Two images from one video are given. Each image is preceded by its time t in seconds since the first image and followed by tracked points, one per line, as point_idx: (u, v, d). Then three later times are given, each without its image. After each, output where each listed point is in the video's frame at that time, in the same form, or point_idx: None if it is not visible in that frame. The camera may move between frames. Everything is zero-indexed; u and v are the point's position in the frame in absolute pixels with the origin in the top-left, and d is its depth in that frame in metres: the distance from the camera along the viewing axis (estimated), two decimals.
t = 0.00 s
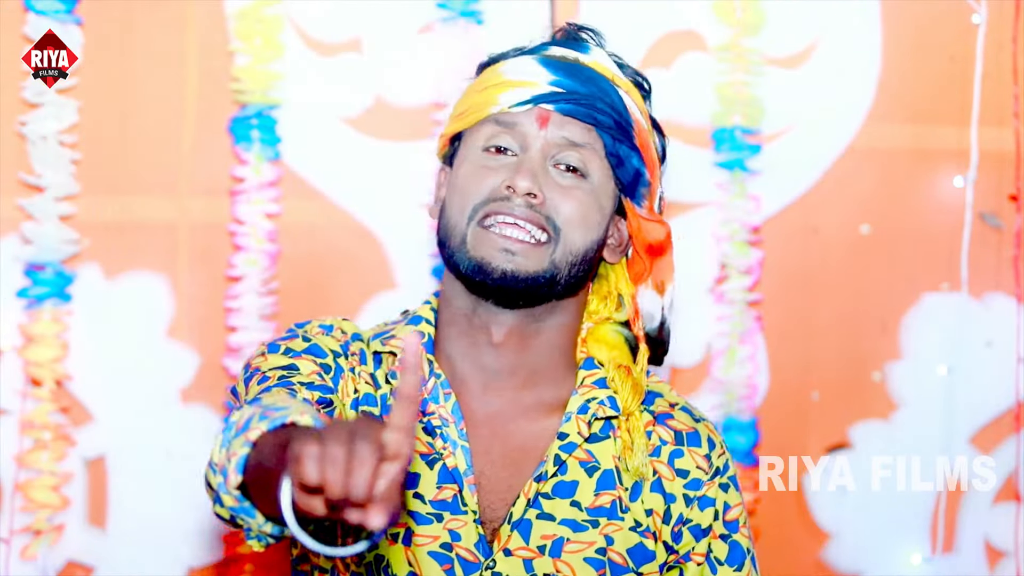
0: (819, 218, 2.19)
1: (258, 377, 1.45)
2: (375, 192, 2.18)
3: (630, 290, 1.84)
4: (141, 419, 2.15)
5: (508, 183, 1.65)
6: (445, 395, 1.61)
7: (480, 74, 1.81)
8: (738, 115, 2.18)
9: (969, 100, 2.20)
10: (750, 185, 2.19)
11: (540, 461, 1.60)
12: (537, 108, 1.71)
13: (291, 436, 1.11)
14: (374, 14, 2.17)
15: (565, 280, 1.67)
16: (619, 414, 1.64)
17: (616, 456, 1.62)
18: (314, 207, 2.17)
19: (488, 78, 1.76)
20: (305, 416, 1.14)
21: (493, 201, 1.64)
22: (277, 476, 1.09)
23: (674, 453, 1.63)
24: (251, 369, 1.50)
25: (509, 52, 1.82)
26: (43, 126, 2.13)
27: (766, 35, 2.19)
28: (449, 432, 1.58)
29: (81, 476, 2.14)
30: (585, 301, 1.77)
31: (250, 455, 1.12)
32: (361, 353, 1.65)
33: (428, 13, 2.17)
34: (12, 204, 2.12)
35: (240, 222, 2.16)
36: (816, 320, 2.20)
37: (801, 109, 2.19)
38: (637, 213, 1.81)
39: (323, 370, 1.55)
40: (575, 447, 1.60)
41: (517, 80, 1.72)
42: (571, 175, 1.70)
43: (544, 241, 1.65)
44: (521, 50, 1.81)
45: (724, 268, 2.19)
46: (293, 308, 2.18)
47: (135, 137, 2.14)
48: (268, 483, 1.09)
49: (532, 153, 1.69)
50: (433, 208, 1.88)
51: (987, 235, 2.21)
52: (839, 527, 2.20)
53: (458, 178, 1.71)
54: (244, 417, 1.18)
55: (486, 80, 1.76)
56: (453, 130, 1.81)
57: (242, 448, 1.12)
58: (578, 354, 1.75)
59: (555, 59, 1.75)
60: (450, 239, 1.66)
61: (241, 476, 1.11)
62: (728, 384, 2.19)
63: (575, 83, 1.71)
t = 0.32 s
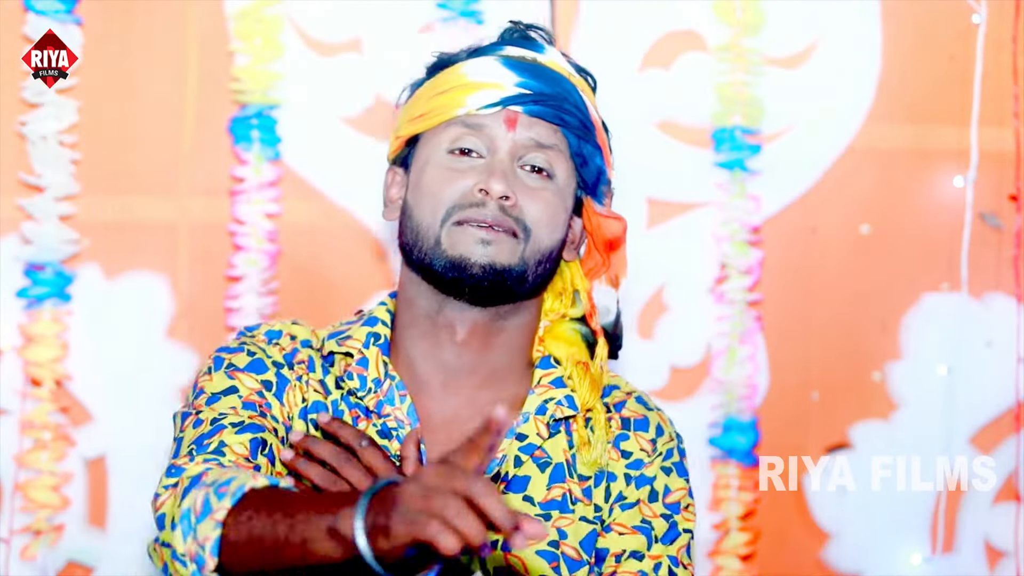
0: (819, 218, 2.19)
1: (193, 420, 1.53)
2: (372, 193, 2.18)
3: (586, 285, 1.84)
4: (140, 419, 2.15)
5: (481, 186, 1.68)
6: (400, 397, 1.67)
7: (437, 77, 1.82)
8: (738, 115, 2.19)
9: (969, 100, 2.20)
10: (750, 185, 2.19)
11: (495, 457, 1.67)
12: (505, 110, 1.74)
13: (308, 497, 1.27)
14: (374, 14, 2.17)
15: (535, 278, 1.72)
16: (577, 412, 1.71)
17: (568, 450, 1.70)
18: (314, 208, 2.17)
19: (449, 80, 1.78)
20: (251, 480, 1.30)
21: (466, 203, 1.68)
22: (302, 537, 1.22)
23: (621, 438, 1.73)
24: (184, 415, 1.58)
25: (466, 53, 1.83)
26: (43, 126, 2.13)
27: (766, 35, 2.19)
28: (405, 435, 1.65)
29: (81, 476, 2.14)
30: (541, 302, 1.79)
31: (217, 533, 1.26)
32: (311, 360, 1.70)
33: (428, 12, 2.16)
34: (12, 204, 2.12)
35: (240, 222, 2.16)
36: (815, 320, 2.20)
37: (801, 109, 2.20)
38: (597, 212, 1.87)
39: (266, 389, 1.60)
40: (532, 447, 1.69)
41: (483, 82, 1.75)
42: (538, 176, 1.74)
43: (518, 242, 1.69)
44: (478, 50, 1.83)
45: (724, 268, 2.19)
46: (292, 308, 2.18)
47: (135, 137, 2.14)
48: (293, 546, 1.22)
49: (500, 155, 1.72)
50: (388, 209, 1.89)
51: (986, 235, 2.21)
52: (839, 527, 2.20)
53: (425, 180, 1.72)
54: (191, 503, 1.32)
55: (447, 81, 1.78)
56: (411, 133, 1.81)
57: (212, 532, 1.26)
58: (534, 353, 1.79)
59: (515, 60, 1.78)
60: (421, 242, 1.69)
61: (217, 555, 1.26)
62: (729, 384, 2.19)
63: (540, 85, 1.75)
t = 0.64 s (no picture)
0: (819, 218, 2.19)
1: (180, 455, 1.55)
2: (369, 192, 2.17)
3: (547, 279, 1.86)
4: (139, 419, 2.14)
5: (431, 181, 1.68)
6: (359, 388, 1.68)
7: (387, 75, 1.81)
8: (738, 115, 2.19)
9: (968, 100, 2.20)
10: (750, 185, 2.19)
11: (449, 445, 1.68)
12: (454, 104, 1.72)
13: (384, 504, 1.44)
14: (374, 14, 2.17)
15: (489, 273, 1.72)
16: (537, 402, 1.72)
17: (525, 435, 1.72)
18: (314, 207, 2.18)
19: (399, 78, 1.76)
20: (307, 520, 1.43)
21: (417, 199, 1.68)
22: (420, 542, 1.42)
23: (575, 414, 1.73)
24: (168, 439, 1.59)
25: (416, 50, 1.81)
26: (43, 126, 2.13)
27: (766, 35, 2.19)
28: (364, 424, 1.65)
29: (81, 476, 2.14)
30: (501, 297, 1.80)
31: None
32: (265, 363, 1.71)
33: (428, 12, 2.16)
34: (12, 204, 2.12)
35: (240, 222, 2.16)
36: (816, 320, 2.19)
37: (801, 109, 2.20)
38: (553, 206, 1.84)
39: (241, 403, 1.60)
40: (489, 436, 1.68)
41: (431, 78, 1.73)
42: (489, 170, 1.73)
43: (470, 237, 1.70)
44: (427, 46, 1.80)
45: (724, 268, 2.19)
46: (292, 308, 2.18)
47: (134, 137, 2.14)
48: (411, 556, 1.42)
49: (451, 150, 1.71)
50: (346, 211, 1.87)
51: (986, 235, 2.21)
52: (839, 527, 2.20)
53: (377, 178, 1.72)
54: (250, 563, 1.42)
55: (397, 79, 1.76)
56: (364, 132, 1.79)
57: None
58: (495, 344, 1.80)
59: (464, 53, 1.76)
60: (376, 240, 1.70)
61: None
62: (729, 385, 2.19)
63: (489, 77, 1.73)
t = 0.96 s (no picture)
0: (818, 218, 2.19)
1: (176, 444, 1.53)
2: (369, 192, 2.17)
3: (529, 275, 1.86)
4: (140, 418, 2.14)
5: (414, 183, 1.66)
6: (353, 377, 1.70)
7: (375, 67, 1.77)
8: (738, 115, 2.19)
9: (969, 100, 2.20)
10: (750, 185, 2.19)
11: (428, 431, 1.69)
12: (440, 105, 1.69)
13: (374, 477, 1.44)
14: (373, 14, 2.17)
15: (468, 277, 1.71)
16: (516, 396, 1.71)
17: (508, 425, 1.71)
18: (312, 207, 2.18)
19: (386, 73, 1.73)
20: (307, 496, 1.41)
21: (398, 202, 1.67)
22: (416, 512, 1.42)
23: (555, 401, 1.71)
24: (162, 429, 1.57)
25: (405, 44, 1.77)
26: (43, 126, 2.13)
27: (766, 35, 2.19)
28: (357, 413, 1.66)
29: (81, 476, 2.14)
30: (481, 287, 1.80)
31: (318, 555, 1.38)
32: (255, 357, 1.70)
33: (427, 12, 2.16)
34: (12, 204, 2.13)
35: (240, 222, 2.16)
36: (813, 320, 2.19)
37: (801, 108, 2.19)
38: (533, 207, 1.81)
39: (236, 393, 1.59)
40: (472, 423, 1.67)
41: (419, 77, 1.70)
42: (474, 173, 1.71)
43: (450, 241, 1.68)
44: (417, 41, 1.76)
45: (724, 268, 2.19)
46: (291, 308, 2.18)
47: (133, 136, 2.14)
48: (408, 527, 1.42)
49: (435, 151, 1.69)
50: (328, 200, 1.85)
51: (986, 235, 2.21)
52: (839, 527, 2.20)
53: (360, 175, 1.70)
54: (253, 541, 1.40)
55: (384, 74, 1.73)
56: (349, 125, 1.76)
57: (311, 554, 1.38)
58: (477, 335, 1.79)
59: (454, 53, 1.73)
60: (355, 239, 1.69)
61: None
62: (729, 384, 2.19)
63: (477, 80, 1.71)
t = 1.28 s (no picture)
0: (818, 218, 2.19)
1: (188, 441, 1.53)
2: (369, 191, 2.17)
3: (530, 258, 1.79)
4: (140, 418, 2.14)
5: (406, 185, 1.61)
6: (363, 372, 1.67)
7: (353, 68, 1.71)
8: (738, 115, 2.19)
9: (969, 100, 2.20)
10: (750, 185, 2.19)
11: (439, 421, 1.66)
12: (424, 102, 1.64)
13: (382, 468, 1.43)
14: (373, 14, 2.17)
15: (471, 274, 1.67)
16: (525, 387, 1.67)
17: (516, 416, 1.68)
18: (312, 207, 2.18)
19: (365, 74, 1.66)
20: (315, 487, 1.40)
21: (393, 205, 1.62)
22: (423, 501, 1.40)
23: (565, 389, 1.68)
24: (175, 428, 1.58)
25: (382, 41, 1.71)
26: (43, 126, 2.13)
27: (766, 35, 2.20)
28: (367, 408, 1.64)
29: (81, 476, 2.14)
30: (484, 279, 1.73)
31: (326, 543, 1.37)
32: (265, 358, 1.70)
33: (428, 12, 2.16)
34: (12, 204, 2.13)
35: (240, 222, 2.16)
36: (811, 321, 2.20)
37: (801, 109, 2.20)
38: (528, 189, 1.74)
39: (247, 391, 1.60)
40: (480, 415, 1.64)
41: (400, 76, 1.63)
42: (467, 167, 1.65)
43: (448, 239, 1.64)
44: (394, 36, 1.70)
45: (724, 268, 2.19)
46: (291, 308, 2.18)
47: (133, 136, 2.14)
48: (416, 517, 1.40)
49: (425, 149, 1.64)
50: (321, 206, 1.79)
51: (986, 235, 2.21)
52: (839, 527, 2.21)
53: (351, 181, 1.66)
54: (262, 531, 1.40)
55: (364, 76, 1.66)
56: (334, 130, 1.71)
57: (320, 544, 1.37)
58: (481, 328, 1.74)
59: (432, 45, 1.66)
60: (353, 246, 1.65)
61: (324, 564, 1.37)
62: (729, 384, 2.19)
63: (459, 71, 1.64)
